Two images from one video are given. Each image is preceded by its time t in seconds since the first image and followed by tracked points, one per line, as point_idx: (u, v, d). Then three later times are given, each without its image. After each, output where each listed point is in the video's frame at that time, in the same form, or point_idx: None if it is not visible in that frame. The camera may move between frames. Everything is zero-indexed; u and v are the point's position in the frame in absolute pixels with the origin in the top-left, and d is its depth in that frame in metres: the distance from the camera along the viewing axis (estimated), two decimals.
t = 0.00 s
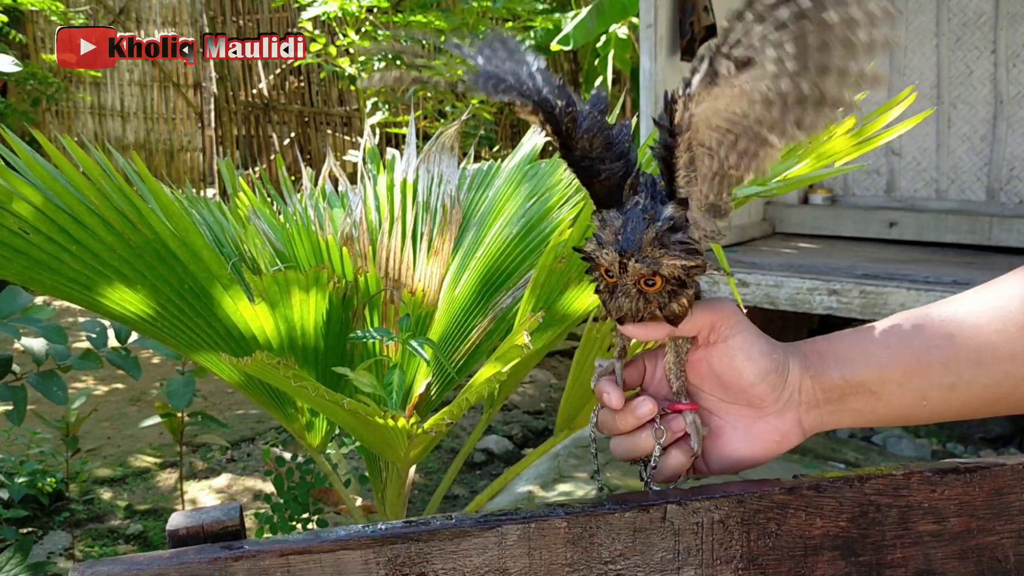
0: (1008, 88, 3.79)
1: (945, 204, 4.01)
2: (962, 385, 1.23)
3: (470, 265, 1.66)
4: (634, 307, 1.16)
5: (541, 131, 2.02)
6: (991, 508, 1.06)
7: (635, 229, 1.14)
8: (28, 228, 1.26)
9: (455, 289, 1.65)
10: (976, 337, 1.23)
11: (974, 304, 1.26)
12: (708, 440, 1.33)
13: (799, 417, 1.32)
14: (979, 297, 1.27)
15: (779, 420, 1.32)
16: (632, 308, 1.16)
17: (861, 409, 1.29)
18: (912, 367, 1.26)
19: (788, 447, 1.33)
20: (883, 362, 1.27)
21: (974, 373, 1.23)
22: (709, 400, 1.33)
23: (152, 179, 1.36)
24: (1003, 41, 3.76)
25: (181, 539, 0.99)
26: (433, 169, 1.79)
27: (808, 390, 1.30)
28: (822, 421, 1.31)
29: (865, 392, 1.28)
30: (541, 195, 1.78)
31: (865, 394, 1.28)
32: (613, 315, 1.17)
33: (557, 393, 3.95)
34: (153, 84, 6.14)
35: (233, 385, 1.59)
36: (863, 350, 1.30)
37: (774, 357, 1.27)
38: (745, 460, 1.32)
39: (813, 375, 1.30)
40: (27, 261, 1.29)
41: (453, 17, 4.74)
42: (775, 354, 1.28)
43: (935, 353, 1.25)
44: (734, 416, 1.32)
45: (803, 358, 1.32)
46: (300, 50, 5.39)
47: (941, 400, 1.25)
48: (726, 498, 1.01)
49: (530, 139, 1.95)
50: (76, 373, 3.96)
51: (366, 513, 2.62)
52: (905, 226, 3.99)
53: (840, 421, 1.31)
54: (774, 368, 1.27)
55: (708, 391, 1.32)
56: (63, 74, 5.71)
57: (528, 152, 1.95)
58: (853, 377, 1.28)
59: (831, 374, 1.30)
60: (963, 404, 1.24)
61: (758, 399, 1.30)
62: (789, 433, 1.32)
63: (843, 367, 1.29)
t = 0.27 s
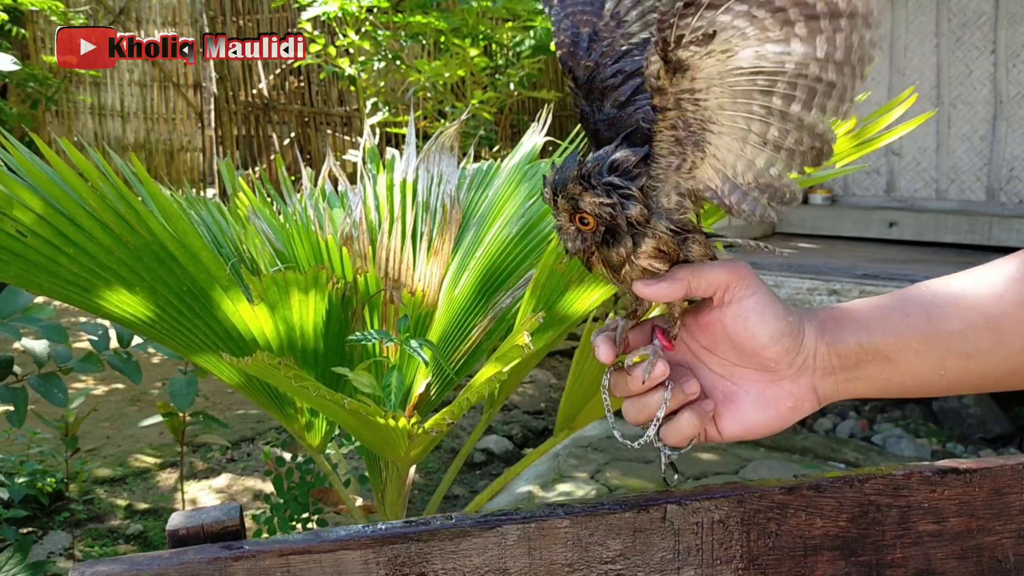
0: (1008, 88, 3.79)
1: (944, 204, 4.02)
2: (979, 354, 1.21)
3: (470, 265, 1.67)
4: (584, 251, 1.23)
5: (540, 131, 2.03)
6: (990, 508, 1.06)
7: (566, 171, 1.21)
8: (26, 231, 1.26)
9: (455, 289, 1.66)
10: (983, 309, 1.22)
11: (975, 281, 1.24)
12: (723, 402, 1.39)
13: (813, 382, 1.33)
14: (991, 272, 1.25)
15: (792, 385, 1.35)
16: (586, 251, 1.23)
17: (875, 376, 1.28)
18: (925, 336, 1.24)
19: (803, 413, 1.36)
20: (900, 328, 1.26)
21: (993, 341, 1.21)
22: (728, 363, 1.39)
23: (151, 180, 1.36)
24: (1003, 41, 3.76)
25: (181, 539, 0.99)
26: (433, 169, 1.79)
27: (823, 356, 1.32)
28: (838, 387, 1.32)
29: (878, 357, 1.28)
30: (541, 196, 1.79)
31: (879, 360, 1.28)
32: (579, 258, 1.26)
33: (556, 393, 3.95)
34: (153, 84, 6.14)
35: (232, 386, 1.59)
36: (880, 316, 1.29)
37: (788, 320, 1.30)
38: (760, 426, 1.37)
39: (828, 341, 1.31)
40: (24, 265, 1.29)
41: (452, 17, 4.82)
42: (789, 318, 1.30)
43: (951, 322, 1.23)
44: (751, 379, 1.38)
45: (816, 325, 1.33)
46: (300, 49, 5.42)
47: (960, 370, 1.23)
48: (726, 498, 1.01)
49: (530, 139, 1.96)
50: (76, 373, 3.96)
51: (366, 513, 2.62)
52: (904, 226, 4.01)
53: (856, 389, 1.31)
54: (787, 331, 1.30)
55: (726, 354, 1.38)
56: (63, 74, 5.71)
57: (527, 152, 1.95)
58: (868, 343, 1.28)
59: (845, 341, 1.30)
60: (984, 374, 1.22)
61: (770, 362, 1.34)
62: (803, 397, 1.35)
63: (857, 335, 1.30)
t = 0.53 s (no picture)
0: (1007, 88, 3.80)
1: (944, 204, 4.01)
2: (1013, 328, 1.08)
3: (470, 265, 1.67)
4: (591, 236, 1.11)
5: (540, 130, 2.04)
6: (990, 507, 1.06)
7: (573, 151, 1.08)
8: (30, 226, 1.27)
9: (455, 288, 1.66)
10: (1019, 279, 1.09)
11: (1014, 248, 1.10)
12: (749, 378, 1.29)
13: (841, 358, 1.21)
14: None
15: (820, 360, 1.23)
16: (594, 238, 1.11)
17: (906, 351, 1.15)
18: (960, 309, 1.11)
19: (830, 389, 1.25)
20: (933, 300, 1.13)
21: None
22: (754, 336, 1.28)
23: (154, 177, 1.36)
24: (1003, 41, 3.77)
25: (181, 539, 0.99)
26: (433, 169, 1.79)
27: (852, 331, 1.18)
28: (866, 364, 1.20)
29: (909, 332, 1.14)
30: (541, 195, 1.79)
31: (910, 335, 1.15)
32: (585, 245, 1.14)
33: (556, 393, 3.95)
34: (154, 85, 6.08)
35: (233, 385, 1.59)
36: (914, 286, 1.15)
37: (814, 292, 1.16)
38: (783, 403, 1.26)
39: (857, 315, 1.18)
40: (27, 259, 1.30)
41: (452, 17, 4.83)
42: (814, 288, 1.16)
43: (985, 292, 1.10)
44: (778, 353, 1.27)
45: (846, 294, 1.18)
46: (300, 49, 5.44)
47: (994, 345, 1.10)
48: (726, 499, 1.01)
49: (530, 138, 1.97)
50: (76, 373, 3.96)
51: (366, 513, 2.62)
52: (904, 226, 3.98)
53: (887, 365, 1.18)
54: (810, 304, 1.16)
55: (751, 328, 1.27)
56: (63, 74, 5.71)
57: (527, 151, 1.95)
58: (897, 318, 1.15)
59: (877, 312, 1.17)
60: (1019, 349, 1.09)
61: (795, 337, 1.22)
62: (831, 373, 1.23)
63: (886, 305, 1.16)
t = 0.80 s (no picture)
0: (1007, 88, 3.80)
1: (944, 203, 3.99)
2: None
3: (470, 265, 1.67)
4: (649, 208, 1.12)
5: (540, 130, 2.04)
6: (990, 507, 1.06)
7: (627, 122, 1.11)
8: (30, 227, 1.27)
9: (455, 289, 1.66)
10: None
11: None
12: (819, 338, 1.35)
13: (914, 308, 1.27)
14: None
15: (893, 313, 1.29)
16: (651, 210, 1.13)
17: (984, 296, 1.22)
18: None
19: (904, 340, 1.30)
20: (1004, 243, 1.20)
21: None
22: (820, 296, 1.33)
23: (154, 178, 1.36)
24: (1003, 41, 3.78)
25: (181, 539, 0.99)
26: (433, 169, 1.79)
27: (924, 279, 1.25)
28: (942, 312, 1.27)
29: (985, 277, 1.21)
30: (540, 195, 1.80)
31: (986, 279, 1.21)
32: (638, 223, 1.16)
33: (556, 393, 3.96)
34: (153, 84, 6.09)
35: (233, 385, 1.60)
36: (979, 231, 1.22)
37: (885, 244, 1.21)
38: (859, 358, 1.32)
39: (928, 263, 1.24)
40: (27, 260, 1.30)
41: (452, 17, 4.81)
42: (883, 241, 1.20)
43: None
44: (847, 310, 1.33)
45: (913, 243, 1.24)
46: (300, 49, 5.42)
47: None
48: (726, 499, 1.01)
49: (529, 139, 1.97)
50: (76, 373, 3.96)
51: (366, 513, 2.62)
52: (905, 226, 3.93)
53: (963, 311, 1.25)
54: (880, 259, 1.21)
55: (818, 287, 1.32)
56: (63, 74, 5.71)
57: (527, 151, 1.96)
58: (971, 262, 1.21)
59: (947, 258, 1.23)
60: None
61: (865, 291, 1.27)
62: (905, 327, 1.29)
63: (957, 251, 1.23)
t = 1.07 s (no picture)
0: (1007, 88, 3.82)
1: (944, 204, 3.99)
2: None
3: (470, 266, 1.67)
4: (707, 152, 1.15)
5: (540, 130, 2.05)
6: (990, 507, 1.06)
7: (695, 67, 1.15)
8: (30, 227, 1.27)
9: (455, 289, 1.66)
10: None
11: None
12: (852, 292, 1.38)
13: (948, 253, 1.29)
14: None
15: (925, 260, 1.31)
16: (705, 157, 1.16)
17: (1020, 233, 1.24)
18: None
19: (940, 287, 1.32)
20: None
21: None
22: (851, 250, 1.37)
23: (154, 177, 1.36)
24: (1003, 41, 3.80)
25: (181, 539, 0.99)
26: (433, 169, 1.79)
27: (953, 222, 1.27)
28: (978, 254, 1.28)
29: (1018, 213, 1.23)
30: (539, 195, 1.80)
31: (1019, 215, 1.23)
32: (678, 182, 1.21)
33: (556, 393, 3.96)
34: (153, 84, 6.07)
35: (233, 385, 1.60)
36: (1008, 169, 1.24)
37: (908, 189, 1.24)
38: (894, 308, 1.35)
39: (958, 204, 1.26)
40: (28, 259, 1.30)
41: (452, 16, 4.81)
42: (905, 187, 1.23)
43: None
44: (880, 262, 1.36)
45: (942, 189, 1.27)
46: (300, 49, 5.45)
47: None
48: (726, 499, 1.01)
49: (529, 138, 1.97)
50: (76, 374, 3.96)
51: (365, 513, 2.62)
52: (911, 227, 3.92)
53: (1000, 252, 1.26)
54: (903, 204, 1.24)
55: (846, 241, 1.35)
56: (63, 74, 5.71)
57: (527, 151, 1.96)
58: (1002, 199, 1.23)
59: (976, 198, 1.25)
60: None
61: (894, 239, 1.30)
62: (939, 273, 1.31)
63: (989, 190, 1.25)
